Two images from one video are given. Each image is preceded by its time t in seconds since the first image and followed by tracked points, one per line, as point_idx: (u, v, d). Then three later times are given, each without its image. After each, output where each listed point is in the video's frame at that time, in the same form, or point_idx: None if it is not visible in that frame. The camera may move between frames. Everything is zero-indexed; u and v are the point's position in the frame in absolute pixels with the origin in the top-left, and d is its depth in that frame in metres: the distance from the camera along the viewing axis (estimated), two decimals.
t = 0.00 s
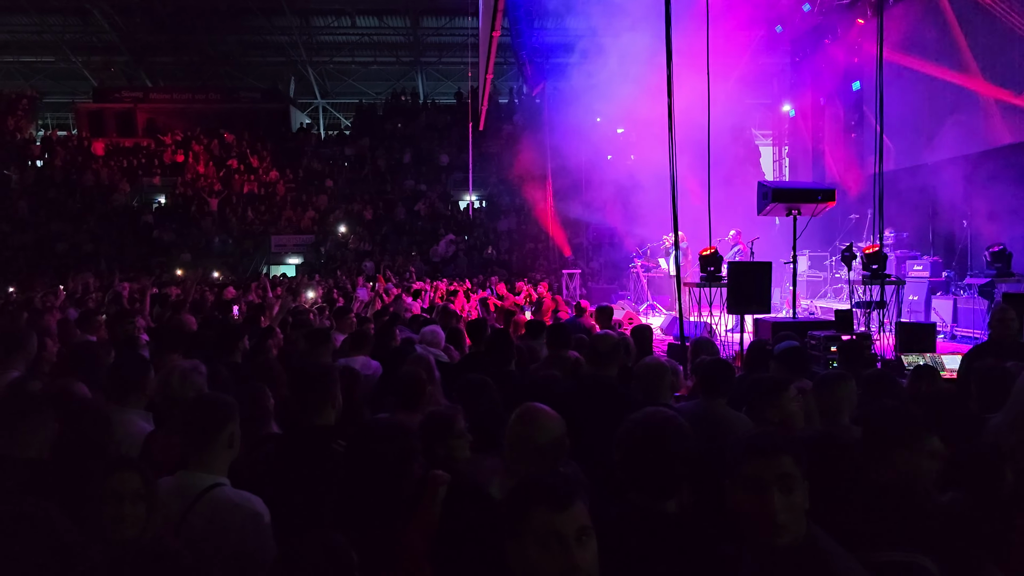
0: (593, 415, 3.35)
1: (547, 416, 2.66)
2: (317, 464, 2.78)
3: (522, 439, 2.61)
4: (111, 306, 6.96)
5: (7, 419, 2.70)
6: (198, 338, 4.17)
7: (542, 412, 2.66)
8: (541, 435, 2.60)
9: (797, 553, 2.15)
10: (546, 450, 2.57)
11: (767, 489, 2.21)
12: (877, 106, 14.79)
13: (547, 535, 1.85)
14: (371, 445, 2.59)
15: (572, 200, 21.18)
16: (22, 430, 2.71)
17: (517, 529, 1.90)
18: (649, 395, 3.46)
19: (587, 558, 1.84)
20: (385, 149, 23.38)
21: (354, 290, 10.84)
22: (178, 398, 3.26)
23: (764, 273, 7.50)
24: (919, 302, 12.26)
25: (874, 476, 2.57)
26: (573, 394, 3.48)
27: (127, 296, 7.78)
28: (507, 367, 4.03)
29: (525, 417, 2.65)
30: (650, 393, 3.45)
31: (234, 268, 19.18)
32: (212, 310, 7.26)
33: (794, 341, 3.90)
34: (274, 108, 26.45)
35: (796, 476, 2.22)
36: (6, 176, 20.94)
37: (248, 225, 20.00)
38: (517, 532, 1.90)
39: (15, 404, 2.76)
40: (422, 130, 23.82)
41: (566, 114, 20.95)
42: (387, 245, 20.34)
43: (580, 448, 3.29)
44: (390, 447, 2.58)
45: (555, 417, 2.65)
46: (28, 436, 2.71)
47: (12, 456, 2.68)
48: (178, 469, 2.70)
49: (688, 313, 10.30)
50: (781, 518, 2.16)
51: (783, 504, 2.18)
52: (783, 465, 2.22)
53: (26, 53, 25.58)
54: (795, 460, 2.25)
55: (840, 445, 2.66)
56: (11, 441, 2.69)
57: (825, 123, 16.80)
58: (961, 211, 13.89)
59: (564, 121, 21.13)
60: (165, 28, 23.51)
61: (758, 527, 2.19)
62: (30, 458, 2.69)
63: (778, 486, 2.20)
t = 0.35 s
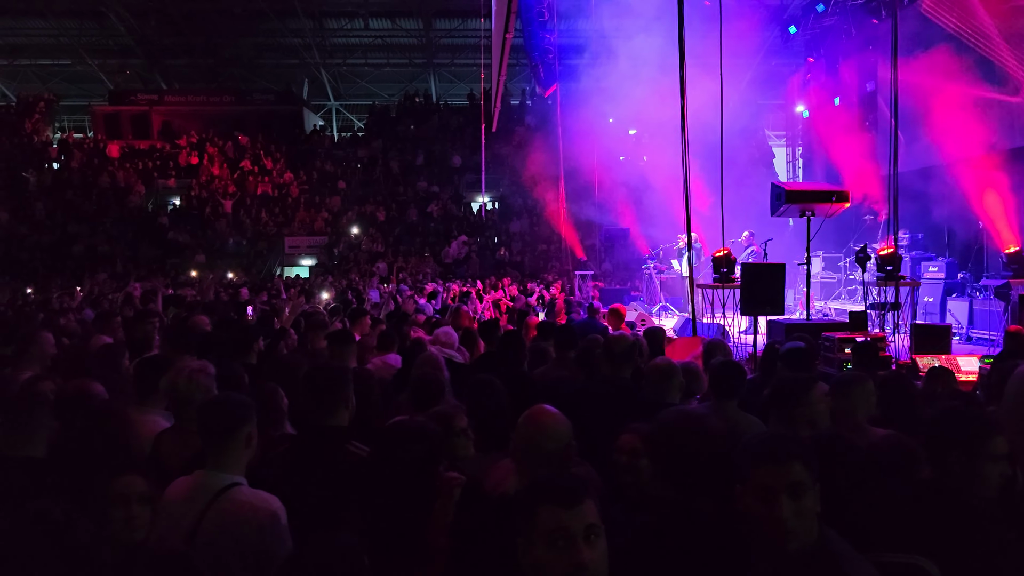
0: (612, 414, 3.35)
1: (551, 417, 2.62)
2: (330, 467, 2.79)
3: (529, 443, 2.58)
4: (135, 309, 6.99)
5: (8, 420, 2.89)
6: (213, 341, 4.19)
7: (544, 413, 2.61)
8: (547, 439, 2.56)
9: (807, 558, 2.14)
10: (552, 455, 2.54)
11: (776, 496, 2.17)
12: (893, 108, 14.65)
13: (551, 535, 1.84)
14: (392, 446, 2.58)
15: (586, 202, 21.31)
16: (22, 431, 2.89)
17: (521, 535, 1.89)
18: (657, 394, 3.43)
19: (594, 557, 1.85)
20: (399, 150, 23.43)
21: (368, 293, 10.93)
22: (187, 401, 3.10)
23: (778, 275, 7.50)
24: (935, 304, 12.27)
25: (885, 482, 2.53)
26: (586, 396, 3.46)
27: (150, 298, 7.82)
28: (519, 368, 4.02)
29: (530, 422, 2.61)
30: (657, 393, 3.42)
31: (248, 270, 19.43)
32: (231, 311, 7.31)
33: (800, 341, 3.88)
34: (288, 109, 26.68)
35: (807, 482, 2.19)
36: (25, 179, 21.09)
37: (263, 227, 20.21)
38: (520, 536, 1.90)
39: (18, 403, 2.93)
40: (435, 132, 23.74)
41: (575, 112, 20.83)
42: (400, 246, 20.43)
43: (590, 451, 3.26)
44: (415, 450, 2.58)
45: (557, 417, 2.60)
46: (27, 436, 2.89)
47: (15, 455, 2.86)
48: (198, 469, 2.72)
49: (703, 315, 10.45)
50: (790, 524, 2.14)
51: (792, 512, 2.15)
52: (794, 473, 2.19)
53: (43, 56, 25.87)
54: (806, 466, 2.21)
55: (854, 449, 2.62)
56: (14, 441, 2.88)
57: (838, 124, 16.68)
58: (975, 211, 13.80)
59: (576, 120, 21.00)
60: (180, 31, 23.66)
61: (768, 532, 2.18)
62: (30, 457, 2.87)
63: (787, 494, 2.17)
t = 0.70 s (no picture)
0: (624, 411, 3.37)
1: (557, 418, 2.72)
2: (353, 468, 2.83)
3: (537, 444, 2.67)
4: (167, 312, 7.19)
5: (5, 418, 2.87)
6: (229, 342, 4.19)
7: (548, 415, 2.71)
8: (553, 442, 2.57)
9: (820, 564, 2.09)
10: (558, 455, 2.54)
11: (786, 500, 2.13)
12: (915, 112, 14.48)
13: (566, 539, 1.84)
14: (411, 446, 2.59)
15: (601, 204, 21.82)
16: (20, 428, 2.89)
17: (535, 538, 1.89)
18: (671, 396, 3.43)
19: (610, 562, 1.84)
20: (415, 153, 23.57)
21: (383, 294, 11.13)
22: (202, 403, 3.14)
23: (794, 278, 7.51)
24: (954, 307, 12.15)
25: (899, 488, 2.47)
26: (603, 398, 3.47)
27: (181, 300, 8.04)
28: (535, 370, 4.02)
29: (537, 423, 2.70)
30: (671, 393, 3.43)
31: (266, 272, 19.74)
32: (249, 313, 7.42)
33: (809, 343, 3.88)
34: (304, 113, 26.95)
35: (818, 488, 2.13)
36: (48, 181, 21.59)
37: (280, 231, 20.46)
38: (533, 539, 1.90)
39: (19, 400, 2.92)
40: (451, 134, 23.93)
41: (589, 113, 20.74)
42: (416, 249, 20.53)
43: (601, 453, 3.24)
44: (438, 448, 2.55)
45: (560, 419, 2.70)
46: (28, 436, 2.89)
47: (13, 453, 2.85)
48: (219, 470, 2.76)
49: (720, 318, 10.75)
50: (800, 529, 2.10)
51: (802, 517, 2.11)
52: (804, 478, 2.15)
53: (64, 61, 26.32)
54: (817, 470, 2.17)
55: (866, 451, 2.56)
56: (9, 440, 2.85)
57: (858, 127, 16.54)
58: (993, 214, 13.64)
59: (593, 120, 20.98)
60: (198, 35, 24.01)
61: (778, 537, 2.12)
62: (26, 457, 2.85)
63: (798, 498, 2.13)
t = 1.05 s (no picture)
0: (642, 416, 3.37)
1: (570, 418, 2.65)
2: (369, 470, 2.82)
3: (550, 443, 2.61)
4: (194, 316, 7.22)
5: (4, 419, 2.80)
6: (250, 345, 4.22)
7: (562, 415, 2.64)
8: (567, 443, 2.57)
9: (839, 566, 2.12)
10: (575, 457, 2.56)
11: (802, 503, 2.19)
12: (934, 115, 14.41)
13: (587, 543, 1.84)
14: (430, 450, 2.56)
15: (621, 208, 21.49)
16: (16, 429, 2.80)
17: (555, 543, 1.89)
18: (702, 400, 3.32)
19: (632, 565, 1.83)
20: (433, 156, 23.66)
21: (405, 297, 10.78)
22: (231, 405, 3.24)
23: (812, 281, 7.57)
24: (977, 311, 12.05)
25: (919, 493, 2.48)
26: (623, 403, 3.45)
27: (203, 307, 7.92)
28: (550, 373, 4.02)
29: (551, 423, 2.65)
30: (703, 398, 3.31)
31: (285, 276, 19.85)
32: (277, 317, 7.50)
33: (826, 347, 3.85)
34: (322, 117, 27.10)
35: (835, 490, 2.18)
36: (70, 186, 22.30)
37: (298, 234, 20.56)
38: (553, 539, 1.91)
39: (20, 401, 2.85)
40: (468, 139, 23.96)
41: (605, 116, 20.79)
42: (433, 253, 20.48)
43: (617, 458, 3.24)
44: (458, 450, 2.58)
45: (574, 419, 2.64)
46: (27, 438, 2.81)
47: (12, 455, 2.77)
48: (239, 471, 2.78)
49: (737, 322, 10.79)
50: (818, 532, 2.15)
51: (819, 520, 2.15)
52: (821, 480, 2.20)
53: (86, 66, 26.66)
54: (836, 475, 2.21)
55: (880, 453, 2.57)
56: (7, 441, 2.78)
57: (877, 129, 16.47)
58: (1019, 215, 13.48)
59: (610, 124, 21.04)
60: (218, 40, 24.21)
61: (797, 540, 2.17)
62: (26, 460, 2.77)
63: (815, 500, 2.18)
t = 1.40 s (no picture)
0: (668, 419, 3.37)
1: (600, 418, 2.65)
2: (398, 470, 2.87)
3: (578, 442, 2.59)
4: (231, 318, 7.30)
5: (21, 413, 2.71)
6: (277, 344, 4.26)
7: (592, 414, 2.64)
8: (593, 443, 2.58)
9: (862, 569, 2.10)
10: (597, 456, 2.57)
11: (827, 504, 2.17)
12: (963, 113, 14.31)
13: (629, 545, 1.83)
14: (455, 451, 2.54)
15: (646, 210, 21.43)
16: (35, 428, 2.74)
17: (589, 550, 1.88)
18: (740, 404, 3.29)
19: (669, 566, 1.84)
20: (459, 158, 23.88)
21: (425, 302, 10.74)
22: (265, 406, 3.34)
23: (839, 282, 7.67)
24: (1007, 313, 11.89)
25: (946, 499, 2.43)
26: (648, 406, 3.45)
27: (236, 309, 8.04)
28: (574, 374, 4.03)
29: (577, 423, 2.64)
30: (741, 401, 3.29)
31: (312, 277, 20.08)
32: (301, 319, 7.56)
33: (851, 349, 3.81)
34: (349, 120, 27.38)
35: (860, 492, 2.16)
36: (100, 189, 22.10)
37: (324, 236, 20.80)
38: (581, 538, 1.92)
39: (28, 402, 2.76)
40: (492, 140, 23.95)
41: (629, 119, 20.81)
42: (458, 254, 20.54)
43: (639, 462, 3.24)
44: (483, 453, 2.55)
45: (605, 421, 2.62)
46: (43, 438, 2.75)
47: (30, 455, 2.71)
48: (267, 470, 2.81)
49: (762, 324, 10.80)
50: (842, 533, 2.13)
51: (844, 522, 2.13)
52: (846, 481, 2.18)
53: (117, 71, 27.10)
54: (862, 476, 2.19)
55: (904, 454, 2.54)
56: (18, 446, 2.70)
57: (904, 128, 16.37)
58: None
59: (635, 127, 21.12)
60: (245, 44, 24.46)
61: (820, 540, 2.16)
62: (42, 460, 2.72)
63: (840, 502, 2.16)
